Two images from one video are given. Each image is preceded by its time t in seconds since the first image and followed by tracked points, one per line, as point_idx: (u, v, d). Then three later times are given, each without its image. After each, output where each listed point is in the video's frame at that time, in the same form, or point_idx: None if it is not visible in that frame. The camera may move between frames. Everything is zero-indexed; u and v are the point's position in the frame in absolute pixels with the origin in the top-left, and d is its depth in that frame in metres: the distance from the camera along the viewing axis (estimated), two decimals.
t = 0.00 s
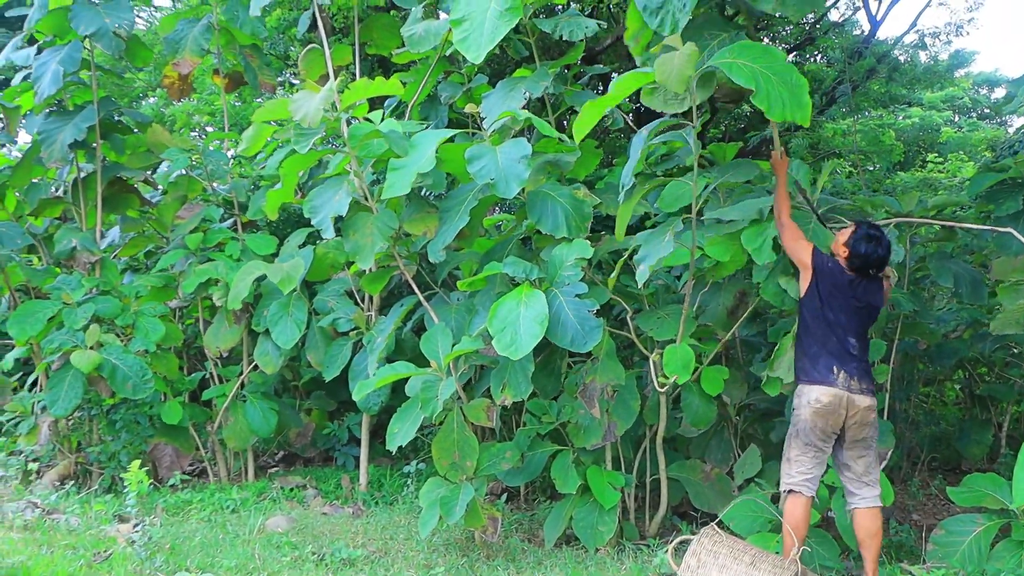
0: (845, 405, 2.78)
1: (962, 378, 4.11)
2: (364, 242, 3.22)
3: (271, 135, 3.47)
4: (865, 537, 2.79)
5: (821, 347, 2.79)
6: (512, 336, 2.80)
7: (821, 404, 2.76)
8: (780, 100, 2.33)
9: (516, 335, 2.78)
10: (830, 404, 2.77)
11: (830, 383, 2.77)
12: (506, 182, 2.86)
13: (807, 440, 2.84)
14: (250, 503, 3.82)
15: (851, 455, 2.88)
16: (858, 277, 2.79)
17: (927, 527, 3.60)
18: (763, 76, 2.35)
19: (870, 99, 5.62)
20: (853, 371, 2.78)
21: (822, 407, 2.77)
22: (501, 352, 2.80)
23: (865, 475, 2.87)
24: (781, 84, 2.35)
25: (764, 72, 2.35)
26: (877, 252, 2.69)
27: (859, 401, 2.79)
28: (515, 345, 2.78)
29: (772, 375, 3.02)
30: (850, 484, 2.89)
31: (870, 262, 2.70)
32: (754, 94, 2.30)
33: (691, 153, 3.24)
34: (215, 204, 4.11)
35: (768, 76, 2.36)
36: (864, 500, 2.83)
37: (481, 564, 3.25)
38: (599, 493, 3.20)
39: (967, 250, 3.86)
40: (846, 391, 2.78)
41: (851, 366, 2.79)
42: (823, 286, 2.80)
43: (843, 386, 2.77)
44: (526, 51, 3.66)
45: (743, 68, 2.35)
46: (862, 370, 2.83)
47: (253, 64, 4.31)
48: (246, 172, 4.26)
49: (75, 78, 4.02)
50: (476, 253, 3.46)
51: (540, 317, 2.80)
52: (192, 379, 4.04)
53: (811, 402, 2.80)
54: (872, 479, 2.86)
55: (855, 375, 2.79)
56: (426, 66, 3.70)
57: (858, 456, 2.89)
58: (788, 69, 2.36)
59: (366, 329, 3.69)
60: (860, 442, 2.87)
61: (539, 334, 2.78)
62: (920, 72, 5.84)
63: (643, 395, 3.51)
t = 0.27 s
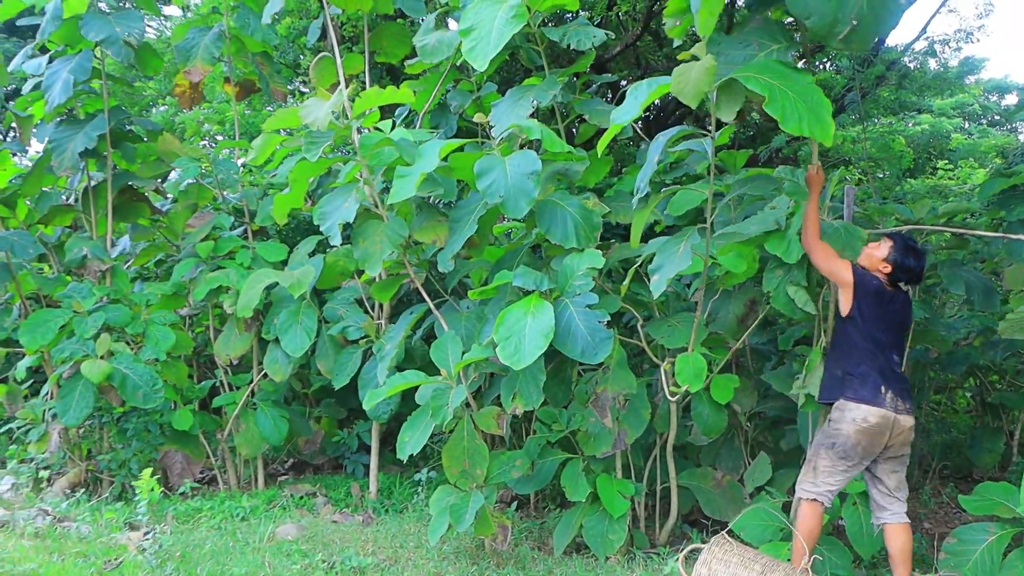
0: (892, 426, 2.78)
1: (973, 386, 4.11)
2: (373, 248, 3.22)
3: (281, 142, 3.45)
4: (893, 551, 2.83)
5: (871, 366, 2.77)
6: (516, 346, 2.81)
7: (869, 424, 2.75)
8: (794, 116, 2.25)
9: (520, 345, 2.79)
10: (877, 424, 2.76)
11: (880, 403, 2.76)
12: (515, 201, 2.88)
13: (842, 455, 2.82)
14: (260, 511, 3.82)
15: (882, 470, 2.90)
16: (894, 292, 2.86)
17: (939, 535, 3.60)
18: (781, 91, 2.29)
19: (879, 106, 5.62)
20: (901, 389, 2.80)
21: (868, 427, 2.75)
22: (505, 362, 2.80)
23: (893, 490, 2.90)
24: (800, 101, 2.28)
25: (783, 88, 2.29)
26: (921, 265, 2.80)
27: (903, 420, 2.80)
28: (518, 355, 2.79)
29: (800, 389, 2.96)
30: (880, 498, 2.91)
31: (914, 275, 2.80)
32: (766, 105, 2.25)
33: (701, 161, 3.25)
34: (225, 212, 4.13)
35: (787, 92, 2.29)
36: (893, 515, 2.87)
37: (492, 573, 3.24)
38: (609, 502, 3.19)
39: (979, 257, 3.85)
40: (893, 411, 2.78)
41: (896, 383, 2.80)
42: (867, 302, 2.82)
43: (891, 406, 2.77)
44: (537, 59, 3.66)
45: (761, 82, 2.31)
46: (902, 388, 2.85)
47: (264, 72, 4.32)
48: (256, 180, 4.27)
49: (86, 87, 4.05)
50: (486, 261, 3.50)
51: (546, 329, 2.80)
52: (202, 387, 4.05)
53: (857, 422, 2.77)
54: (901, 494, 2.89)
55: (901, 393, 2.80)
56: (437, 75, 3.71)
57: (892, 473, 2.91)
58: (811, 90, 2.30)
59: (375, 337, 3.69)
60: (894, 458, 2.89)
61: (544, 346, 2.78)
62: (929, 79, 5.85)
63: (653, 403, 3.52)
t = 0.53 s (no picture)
0: (926, 428, 2.76)
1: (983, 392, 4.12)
2: (381, 254, 3.21)
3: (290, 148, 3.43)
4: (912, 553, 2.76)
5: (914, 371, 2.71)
6: (532, 355, 2.81)
7: (907, 426, 2.70)
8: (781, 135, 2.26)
9: (537, 353, 2.79)
10: (915, 427, 2.72)
11: (916, 407, 2.73)
12: (523, 211, 2.88)
13: (874, 455, 2.77)
14: (268, 517, 3.82)
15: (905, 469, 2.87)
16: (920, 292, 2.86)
17: (949, 541, 3.59)
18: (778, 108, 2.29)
19: (886, 112, 5.64)
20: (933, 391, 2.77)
21: (904, 428, 2.71)
22: (521, 370, 2.81)
23: (913, 491, 2.87)
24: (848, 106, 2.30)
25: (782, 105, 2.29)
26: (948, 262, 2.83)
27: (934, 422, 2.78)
28: (536, 363, 2.79)
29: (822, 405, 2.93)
30: (900, 499, 2.88)
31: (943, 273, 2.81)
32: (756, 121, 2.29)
33: (710, 167, 3.25)
34: (234, 218, 4.14)
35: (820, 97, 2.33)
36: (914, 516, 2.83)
37: None
38: (618, 508, 3.18)
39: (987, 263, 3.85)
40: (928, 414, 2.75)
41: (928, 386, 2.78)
42: (903, 305, 2.77)
43: (926, 410, 2.75)
44: (546, 65, 3.67)
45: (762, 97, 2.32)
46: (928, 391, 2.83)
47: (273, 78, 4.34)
48: (265, 186, 4.29)
49: (96, 93, 4.07)
50: (494, 267, 3.51)
51: (561, 335, 2.81)
52: (211, 393, 4.06)
53: (896, 426, 2.71)
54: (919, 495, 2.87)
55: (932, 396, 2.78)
56: (446, 80, 3.73)
57: (913, 471, 2.90)
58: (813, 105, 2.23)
59: (384, 343, 3.70)
60: (917, 460, 2.88)
61: (560, 353, 2.79)
62: (936, 85, 5.87)
63: (662, 409, 3.52)
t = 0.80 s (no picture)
0: (932, 438, 2.77)
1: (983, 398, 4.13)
2: (381, 262, 3.21)
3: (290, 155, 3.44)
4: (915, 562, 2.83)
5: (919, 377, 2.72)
6: (531, 358, 2.80)
7: (915, 439, 2.72)
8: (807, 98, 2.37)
9: (535, 355, 2.78)
10: (922, 438, 2.74)
11: (922, 416, 2.74)
12: (521, 214, 2.87)
13: (880, 466, 2.79)
14: (269, 523, 3.81)
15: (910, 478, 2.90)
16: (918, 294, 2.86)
17: (950, 548, 3.59)
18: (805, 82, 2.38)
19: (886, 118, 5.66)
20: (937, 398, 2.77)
21: (911, 441, 2.73)
22: (519, 372, 2.79)
23: (916, 500, 2.91)
24: (909, 97, 2.32)
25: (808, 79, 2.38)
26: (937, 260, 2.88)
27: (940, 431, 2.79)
28: (533, 366, 2.77)
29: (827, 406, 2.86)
30: (903, 507, 2.91)
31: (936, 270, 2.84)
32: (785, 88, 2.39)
33: (711, 174, 3.25)
34: (234, 223, 4.14)
35: (866, 96, 2.36)
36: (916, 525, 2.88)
37: None
38: (619, 515, 3.17)
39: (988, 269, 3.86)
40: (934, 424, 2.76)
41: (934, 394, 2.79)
42: (906, 307, 2.75)
43: (932, 419, 2.75)
44: (547, 71, 3.67)
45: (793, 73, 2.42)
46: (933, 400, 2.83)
47: (274, 83, 4.35)
48: (266, 192, 4.30)
49: (97, 99, 4.08)
50: (495, 274, 3.50)
51: (560, 338, 2.79)
52: (211, 399, 4.06)
53: (902, 436, 2.73)
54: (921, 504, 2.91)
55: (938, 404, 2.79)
56: (447, 87, 3.74)
57: (918, 479, 2.94)
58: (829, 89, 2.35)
59: (385, 349, 3.70)
60: (921, 468, 2.91)
61: (559, 356, 2.78)
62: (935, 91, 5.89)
63: (663, 415, 3.52)
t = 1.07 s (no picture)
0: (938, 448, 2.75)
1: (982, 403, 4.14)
2: (380, 269, 3.22)
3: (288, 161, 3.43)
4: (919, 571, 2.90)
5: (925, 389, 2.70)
6: (532, 355, 2.79)
7: (918, 447, 2.71)
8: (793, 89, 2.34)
9: (537, 354, 2.77)
10: (926, 448, 2.73)
11: (927, 426, 2.72)
12: (523, 214, 2.87)
13: (890, 478, 2.79)
14: (268, 530, 3.80)
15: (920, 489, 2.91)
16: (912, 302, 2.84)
17: (951, 553, 3.59)
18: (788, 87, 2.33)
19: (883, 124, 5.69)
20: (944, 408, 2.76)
21: (914, 451, 2.72)
22: (521, 370, 2.78)
23: (925, 510, 2.93)
24: (848, 139, 2.18)
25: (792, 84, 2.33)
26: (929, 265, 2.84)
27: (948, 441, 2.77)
28: (535, 363, 2.77)
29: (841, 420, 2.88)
30: (911, 517, 2.94)
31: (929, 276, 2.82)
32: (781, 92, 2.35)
33: (709, 179, 3.25)
34: (233, 230, 4.15)
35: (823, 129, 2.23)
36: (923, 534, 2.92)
37: None
38: (619, 522, 3.15)
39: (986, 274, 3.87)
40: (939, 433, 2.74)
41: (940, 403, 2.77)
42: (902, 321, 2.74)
43: (938, 429, 2.73)
44: (545, 77, 3.65)
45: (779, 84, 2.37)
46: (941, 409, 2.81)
47: (273, 90, 4.36)
48: (266, 198, 4.31)
49: (96, 105, 4.08)
50: (494, 280, 3.50)
51: (562, 336, 2.78)
52: (210, 405, 4.06)
53: (906, 447, 2.72)
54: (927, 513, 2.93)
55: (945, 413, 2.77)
56: (446, 93, 3.75)
57: (928, 491, 2.94)
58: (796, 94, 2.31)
59: (384, 355, 3.70)
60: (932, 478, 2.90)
61: (561, 354, 2.76)
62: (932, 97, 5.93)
63: (663, 421, 3.52)
